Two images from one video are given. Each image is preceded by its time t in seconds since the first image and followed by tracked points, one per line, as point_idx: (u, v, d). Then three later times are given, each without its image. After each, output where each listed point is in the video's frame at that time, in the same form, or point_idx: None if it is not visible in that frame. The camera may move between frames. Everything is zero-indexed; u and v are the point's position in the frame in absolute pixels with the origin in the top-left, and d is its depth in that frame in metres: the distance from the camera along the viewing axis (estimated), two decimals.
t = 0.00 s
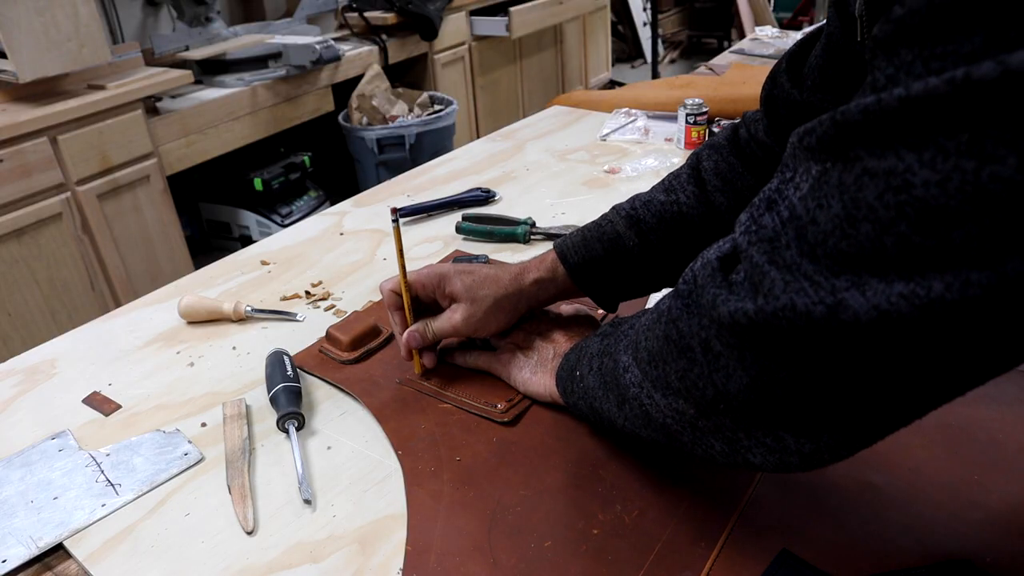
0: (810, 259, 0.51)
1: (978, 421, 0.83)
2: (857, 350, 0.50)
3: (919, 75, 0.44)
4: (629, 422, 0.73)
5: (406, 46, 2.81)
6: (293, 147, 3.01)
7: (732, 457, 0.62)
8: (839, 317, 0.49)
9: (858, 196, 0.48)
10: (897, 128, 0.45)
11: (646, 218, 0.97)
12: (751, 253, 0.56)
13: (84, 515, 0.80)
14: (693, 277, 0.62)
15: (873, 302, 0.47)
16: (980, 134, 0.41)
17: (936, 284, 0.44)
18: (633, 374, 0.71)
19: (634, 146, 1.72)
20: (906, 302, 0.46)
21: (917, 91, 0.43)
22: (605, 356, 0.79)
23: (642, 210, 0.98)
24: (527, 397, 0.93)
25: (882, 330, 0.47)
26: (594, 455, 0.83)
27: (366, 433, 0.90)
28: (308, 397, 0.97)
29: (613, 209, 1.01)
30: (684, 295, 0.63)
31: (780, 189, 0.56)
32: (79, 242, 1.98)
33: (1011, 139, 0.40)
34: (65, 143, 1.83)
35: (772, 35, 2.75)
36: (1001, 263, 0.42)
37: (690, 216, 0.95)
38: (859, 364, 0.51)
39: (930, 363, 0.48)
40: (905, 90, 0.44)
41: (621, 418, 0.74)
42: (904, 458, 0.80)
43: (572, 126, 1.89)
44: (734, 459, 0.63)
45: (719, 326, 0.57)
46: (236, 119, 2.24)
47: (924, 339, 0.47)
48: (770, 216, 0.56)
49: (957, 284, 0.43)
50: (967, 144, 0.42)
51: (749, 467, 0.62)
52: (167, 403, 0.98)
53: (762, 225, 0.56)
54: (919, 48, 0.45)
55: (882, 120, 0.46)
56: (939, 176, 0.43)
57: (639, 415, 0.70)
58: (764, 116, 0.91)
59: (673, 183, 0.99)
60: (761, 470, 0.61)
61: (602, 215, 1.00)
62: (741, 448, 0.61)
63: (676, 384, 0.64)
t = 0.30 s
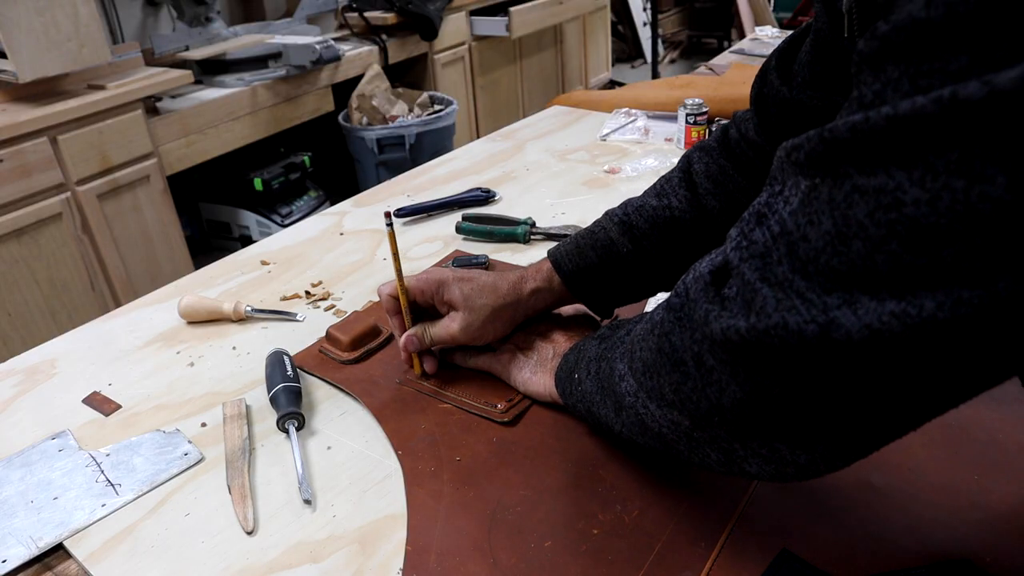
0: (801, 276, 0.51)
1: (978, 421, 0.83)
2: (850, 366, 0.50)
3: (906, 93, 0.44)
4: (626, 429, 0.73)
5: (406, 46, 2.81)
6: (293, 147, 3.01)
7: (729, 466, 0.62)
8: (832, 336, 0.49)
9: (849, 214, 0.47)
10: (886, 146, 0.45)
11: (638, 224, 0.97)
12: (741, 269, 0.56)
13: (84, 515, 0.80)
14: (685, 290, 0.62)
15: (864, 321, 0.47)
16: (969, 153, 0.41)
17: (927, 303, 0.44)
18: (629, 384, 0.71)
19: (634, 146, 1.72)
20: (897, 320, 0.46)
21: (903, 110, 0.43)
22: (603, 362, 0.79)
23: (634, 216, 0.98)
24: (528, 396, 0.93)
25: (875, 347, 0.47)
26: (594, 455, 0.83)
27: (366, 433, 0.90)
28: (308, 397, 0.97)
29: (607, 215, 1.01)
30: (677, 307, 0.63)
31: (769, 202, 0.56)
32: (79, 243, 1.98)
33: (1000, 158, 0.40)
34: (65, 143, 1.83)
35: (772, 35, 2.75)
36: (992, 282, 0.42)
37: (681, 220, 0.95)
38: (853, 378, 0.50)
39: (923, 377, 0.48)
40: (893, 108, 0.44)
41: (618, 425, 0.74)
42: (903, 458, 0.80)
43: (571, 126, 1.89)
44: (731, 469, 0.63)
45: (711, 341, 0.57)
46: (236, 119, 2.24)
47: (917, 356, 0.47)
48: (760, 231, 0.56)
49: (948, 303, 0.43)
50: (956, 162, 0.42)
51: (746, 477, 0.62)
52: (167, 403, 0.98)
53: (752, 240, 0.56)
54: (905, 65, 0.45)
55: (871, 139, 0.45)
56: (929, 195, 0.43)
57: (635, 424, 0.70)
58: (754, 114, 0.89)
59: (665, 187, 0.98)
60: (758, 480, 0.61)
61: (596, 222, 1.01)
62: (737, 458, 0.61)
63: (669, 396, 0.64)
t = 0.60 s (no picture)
0: (799, 280, 0.51)
1: (978, 420, 0.83)
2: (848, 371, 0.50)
3: (901, 97, 0.44)
4: (626, 432, 0.73)
5: (406, 46, 2.81)
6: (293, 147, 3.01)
7: (729, 470, 0.62)
8: (830, 341, 0.49)
9: (845, 219, 0.48)
10: (881, 152, 0.45)
11: (638, 229, 0.97)
12: (740, 275, 0.56)
13: (84, 515, 0.81)
14: (684, 295, 0.62)
15: (862, 325, 0.47)
16: (964, 158, 0.41)
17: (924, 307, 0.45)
18: (629, 388, 0.71)
19: (634, 146, 1.72)
20: (894, 324, 0.46)
21: (898, 116, 0.43)
22: (603, 364, 0.79)
23: (634, 220, 0.98)
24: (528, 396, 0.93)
25: (873, 352, 0.47)
26: (595, 455, 0.83)
27: (366, 433, 0.90)
28: (308, 397, 0.97)
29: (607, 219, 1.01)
30: (676, 312, 0.63)
31: (766, 208, 0.56)
32: (79, 242, 1.98)
33: (994, 163, 0.40)
34: (65, 143, 1.83)
35: (772, 35, 2.75)
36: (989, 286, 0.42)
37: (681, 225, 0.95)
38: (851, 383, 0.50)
39: (921, 381, 0.48)
40: (887, 114, 0.44)
41: (617, 428, 0.74)
42: (903, 458, 0.80)
43: (572, 126, 1.89)
44: (731, 472, 0.63)
45: (710, 346, 0.57)
46: (236, 119, 2.24)
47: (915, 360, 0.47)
48: (757, 236, 0.56)
49: (945, 306, 0.43)
50: (950, 167, 0.42)
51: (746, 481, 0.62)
52: (167, 403, 0.98)
53: (749, 246, 0.56)
54: (901, 69, 0.44)
55: (866, 144, 0.45)
56: (925, 200, 0.43)
57: (635, 428, 0.71)
58: (751, 119, 0.89)
59: (664, 191, 0.98)
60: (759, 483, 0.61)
61: (596, 226, 1.01)
62: (736, 463, 0.61)
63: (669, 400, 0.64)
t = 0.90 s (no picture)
0: (819, 266, 0.50)
1: (978, 420, 0.84)
2: (872, 357, 0.49)
3: (928, 84, 0.44)
4: (637, 431, 0.73)
5: (406, 46, 2.81)
6: (293, 147, 3.01)
7: (744, 464, 0.61)
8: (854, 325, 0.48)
9: (869, 203, 0.47)
10: (908, 136, 0.45)
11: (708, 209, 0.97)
12: (757, 260, 0.55)
13: (84, 515, 0.80)
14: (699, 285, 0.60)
15: (887, 308, 0.47)
16: (989, 145, 0.42)
17: (950, 290, 0.45)
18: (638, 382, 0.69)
19: (634, 146, 1.72)
20: (920, 308, 0.45)
21: (923, 102, 0.43)
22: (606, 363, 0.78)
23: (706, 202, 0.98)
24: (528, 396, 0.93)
25: (899, 334, 0.47)
26: (595, 455, 0.83)
27: (366, 433, 0.90)
28: (308, 397, 0.97)
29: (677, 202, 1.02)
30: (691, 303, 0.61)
31: (786, 195, 0.55)
32: (79, 243, 1.98)
33: None
34: (65, 143, 1.83)
35: (772, 35, 2.75)
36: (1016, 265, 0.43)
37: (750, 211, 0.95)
38: (874, 369, 0.50)
39: (941, 363, 0.48)
40: (913, 100, 0.43)
41: (626, 426, 0.74)
42: (903, 458, 0.80)
43: (571, 126, 1.89)
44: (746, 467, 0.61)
45: (728, 336, 0.56)
46: (236, 119, 2.24)
47: (938, 344, 0.47)
48: (776, 223, 0.55)
49: (971, 291, 0.44)
50: (976, 153, 0.42)
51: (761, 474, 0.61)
52: (167, 403, 0.98)
53: (768, 232, 0.54)
54: (929, 58, 0.44)
55: (892, 128, 0.45)
56: (951, 183, 0.43)
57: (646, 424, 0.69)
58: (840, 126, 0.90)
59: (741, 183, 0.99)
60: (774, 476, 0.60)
61: (668, 203, 1.01)
62: (753, 457, 0.60)
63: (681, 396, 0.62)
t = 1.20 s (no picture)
0: None
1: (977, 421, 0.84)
2: None
3: None
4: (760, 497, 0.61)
5: (406, 46, 2.81)
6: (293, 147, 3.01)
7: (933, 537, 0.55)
8: None
9: None
10: None
11: (829, 209, 0.97)
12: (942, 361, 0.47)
13: (84, 515, 0.80)
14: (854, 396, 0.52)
15: None
16: None
17: None
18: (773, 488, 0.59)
19: (634, 146, 1.72)
20: None
21: None
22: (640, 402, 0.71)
23: (825, 203, 0.98)
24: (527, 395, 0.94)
25: None
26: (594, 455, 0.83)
27: (366, 433, 0.90)
28: (308, 397, 0.97)
29: (798, 204, 1.02)
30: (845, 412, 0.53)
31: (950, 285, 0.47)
32: (79, 243, 1.98)
33: None
34: (65, 143, 1.83)
35: (772, 35, 2.75)
36: None
37: (871, 204, 0.95)
38: None
39: None
40: None
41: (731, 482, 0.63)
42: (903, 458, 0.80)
43: (571, 126, 1.89)
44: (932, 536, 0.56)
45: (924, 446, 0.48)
46: (236, 119, 2.24)
47: None
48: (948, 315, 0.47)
49: None
50: None
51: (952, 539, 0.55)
52: (167, 403, 0.98)
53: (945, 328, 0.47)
54: None
55: None
56: None
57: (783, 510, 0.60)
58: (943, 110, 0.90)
59: (861, 181, 1.00)
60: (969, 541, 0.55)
61: (786, 208, 1.02)
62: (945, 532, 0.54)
63: (850, 496, 0.53)
